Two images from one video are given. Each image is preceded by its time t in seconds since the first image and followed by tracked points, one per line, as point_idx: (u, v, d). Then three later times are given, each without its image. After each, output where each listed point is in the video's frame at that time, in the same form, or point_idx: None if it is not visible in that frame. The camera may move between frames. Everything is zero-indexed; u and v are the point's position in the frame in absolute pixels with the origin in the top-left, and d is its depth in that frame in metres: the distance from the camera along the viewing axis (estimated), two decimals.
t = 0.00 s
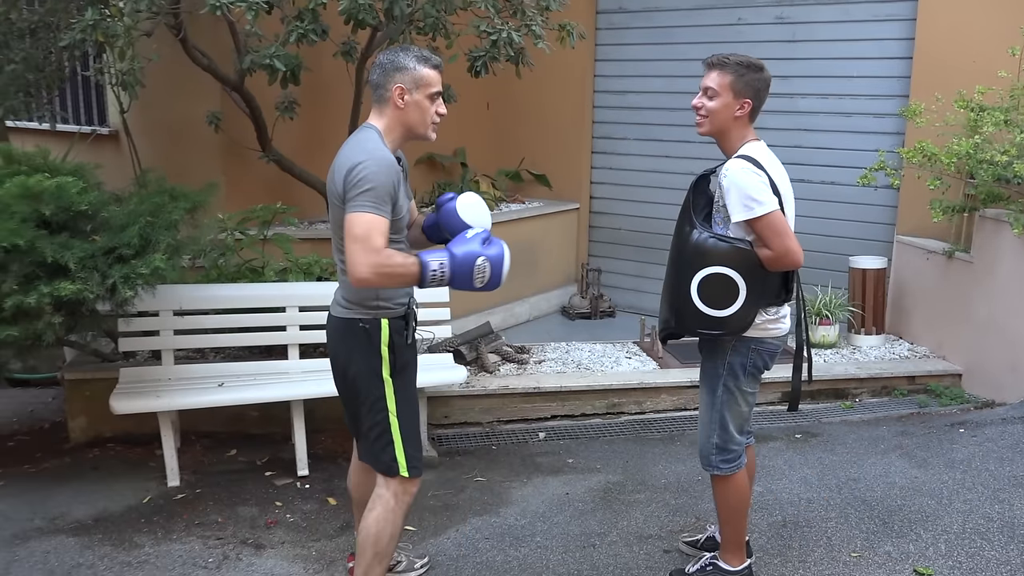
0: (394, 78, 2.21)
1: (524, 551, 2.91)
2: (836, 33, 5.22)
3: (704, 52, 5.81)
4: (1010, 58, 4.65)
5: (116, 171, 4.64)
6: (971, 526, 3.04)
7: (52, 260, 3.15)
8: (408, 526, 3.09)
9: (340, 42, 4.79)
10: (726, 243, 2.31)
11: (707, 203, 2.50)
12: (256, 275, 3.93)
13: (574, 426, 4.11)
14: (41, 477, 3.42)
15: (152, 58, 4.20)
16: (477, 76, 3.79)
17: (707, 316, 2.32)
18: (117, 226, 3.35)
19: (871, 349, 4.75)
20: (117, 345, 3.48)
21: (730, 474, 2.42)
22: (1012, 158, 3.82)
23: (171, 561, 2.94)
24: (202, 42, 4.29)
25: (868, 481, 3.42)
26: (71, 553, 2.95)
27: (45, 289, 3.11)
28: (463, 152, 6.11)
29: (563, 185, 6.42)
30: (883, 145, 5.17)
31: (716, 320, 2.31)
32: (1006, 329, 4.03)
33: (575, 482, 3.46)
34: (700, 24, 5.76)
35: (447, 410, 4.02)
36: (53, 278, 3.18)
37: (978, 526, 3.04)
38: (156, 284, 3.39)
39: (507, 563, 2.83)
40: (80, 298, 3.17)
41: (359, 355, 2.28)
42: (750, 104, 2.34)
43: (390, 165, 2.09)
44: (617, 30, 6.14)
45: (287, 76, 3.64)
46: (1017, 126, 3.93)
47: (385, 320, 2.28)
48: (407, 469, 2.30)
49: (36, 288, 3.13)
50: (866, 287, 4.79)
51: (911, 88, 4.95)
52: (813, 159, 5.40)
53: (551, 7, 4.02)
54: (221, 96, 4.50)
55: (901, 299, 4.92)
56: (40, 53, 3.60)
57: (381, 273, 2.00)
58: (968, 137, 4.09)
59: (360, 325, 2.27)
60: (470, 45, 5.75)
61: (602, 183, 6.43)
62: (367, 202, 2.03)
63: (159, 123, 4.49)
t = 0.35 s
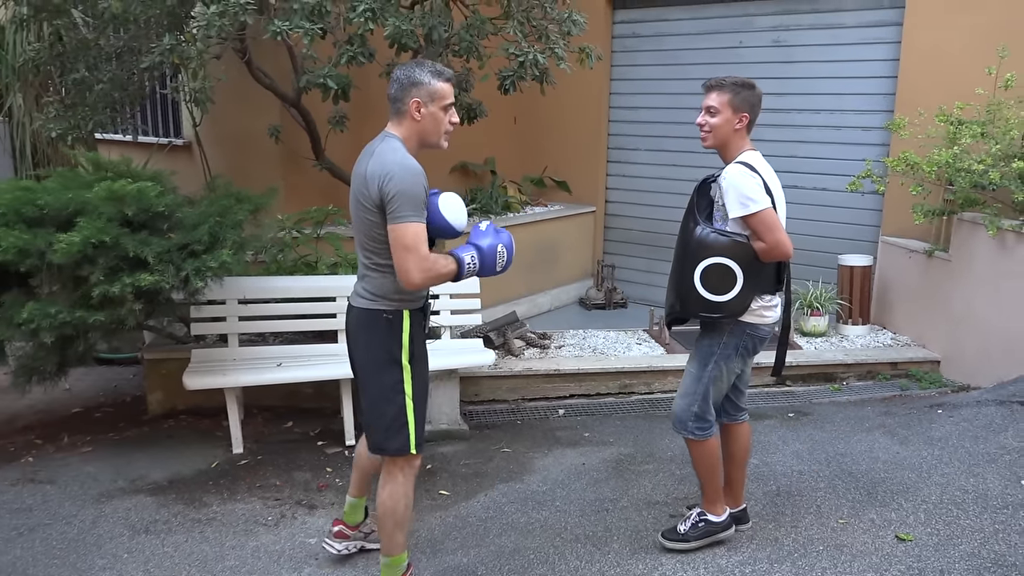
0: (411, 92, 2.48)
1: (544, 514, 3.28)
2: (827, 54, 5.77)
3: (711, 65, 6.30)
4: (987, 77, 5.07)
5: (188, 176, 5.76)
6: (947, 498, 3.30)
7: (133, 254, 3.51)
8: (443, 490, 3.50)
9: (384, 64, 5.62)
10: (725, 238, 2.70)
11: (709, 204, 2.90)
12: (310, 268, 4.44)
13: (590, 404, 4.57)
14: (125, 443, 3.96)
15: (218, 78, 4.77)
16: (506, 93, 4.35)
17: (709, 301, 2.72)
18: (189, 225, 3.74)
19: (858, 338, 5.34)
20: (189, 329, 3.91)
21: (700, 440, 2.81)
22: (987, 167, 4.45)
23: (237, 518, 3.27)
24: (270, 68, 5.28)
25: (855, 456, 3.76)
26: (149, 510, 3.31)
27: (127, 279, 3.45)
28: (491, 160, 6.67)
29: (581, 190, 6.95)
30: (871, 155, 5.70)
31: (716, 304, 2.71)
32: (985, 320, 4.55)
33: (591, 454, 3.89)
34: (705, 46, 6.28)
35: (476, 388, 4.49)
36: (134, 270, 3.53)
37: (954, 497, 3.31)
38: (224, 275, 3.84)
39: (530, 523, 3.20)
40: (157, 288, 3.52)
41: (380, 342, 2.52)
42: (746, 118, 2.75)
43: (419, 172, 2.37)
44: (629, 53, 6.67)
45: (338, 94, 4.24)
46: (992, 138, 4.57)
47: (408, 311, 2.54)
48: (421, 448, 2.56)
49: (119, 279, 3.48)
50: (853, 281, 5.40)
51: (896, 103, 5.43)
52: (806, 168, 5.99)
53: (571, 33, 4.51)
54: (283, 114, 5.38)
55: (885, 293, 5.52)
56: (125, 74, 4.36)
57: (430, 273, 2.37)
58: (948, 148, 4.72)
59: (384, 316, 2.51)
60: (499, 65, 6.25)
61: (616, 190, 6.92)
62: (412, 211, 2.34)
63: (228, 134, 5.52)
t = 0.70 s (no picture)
0: (413, 87, 2.53)
1: (559, 502, 3.29)
2: (842, 40, 5.73)
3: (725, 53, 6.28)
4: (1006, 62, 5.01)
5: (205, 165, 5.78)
6: (964, 487, 3.29)
7: (151, 244, 3.53)
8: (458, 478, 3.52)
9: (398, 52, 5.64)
10: (725, 229, 2.62)
11: (711, 192, 2.80)
12: (325, 257, 4.48)
13: (604, 393, 4.57)
14: (145, 430, 4.00)
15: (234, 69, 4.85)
16: (520, 81, 4.34)
17: (706, 293, 2.65)
18: (206, 214, 3.74)
19: (874, 326, 5.32)
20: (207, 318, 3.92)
21: (707, 438, 2.74)
22: (1006, 154, 4.40)
23: (255, 504, 3.31)
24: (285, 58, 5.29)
25: (871, 445, 3.74)
26: (168, 497, 3.35)
27: (145, 269, 3.47)
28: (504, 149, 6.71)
29: (594, 177, 6.96)
30: (887, 142, 5.65)
31: (713, 296, 2.64)
32: (1001, 309, 4.53)
33: (606, 442, 3.89)
34: (721, 33, 6.26)
35: (491, 377, 4.49)
36: (152, 259, 3.56)
37: (971, 487, 3.28)
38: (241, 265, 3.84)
39: (545, 512, 3.20)
40: (174, 277, 3.53)
41: (391, 328, 2.57)
42: (751, 104, 2.65)
43: (412, 163, 2.40)
44: (644, 40, 6.65)
45: (353, 82, 4.27)
46: (1011, 124, 4.52)
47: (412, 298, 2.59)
48: (468, 408, 2.60)
49: (137, 268, 3.50)
50: (869, 270, 5.36)
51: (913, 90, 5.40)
52: (822, 155, 5.95)
53: (585, 19, 4.50)
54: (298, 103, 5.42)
55: (901, 282, 5.49)
56: (142, 64, 4.40)
57: (393, 258, 2.38)
58: (967, 135, 4.69)
59: (389, 304, 2.57)
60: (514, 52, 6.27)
61: (630, 178, 6.91)
62: (391, 192, 2.37)
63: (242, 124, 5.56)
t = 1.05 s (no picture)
0: (452, 96, 2.53)
1: (559, 500, 3.29)
2: (841, 38, 5.74)
3: (723, 52, 6.30)
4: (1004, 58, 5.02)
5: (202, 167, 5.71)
6: (963, 483, 3.29)
7: (149, 245, 3.53)
8: (458, 477, 3.53)
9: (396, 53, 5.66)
10: (685, 235, 2.61)
11: (676, 196, 2.78)
12: (324, 257, 4.48)
13: (604, 391, 4.58)
14: (144, 431, 4.00)
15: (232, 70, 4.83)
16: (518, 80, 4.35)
17: (665, 298, 2.64)
18: (205, 216, 3.75)
19: (872, 323, 5.32)
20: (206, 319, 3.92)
21: (683, 444, 2.74)
22: (1005, 150, 4.40)
23: (255, 504, 3.31)
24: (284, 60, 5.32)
25: (870, 442, 3.75)
26: (168, 497, 3.36)
27: (144, 270, 3.48)
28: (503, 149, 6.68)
29: (593, 177, 6.98)
30: (886, 139, 5.65)
31: (671, 302, 2.63)
32: (1000, 305, 4.54)
33: (605, 441, 3.90)
34: (719, 31, 6.27)
35: (490, 376, 4.49)
36: (151, 261, 3.56)
37: (970, 483, 3.29)
38: (240, 266, 3.83)
39: (544, 510, 3.21)
40: (173, 278, 3.54)
41: (417, 335, 2.57)
42: (721, 106, 2.62)
43: (446, 169, 2.41)
44: (643, 39, 6.65)
45: (351, 83, 4.27)
46: (1009, 120, 4.52)
47: (441, 305, 2.58)
48: (480, 423, 2.60)
49: (137, 269, 3.50)
50: (868, 268, 5.37)
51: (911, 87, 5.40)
52: (821, 153, 5.95)
53: (583, 18, 4.51)
54: (296, 104, 5.58)
55: (901, 278, 5.49)
56: (140, 67, 4.40)
57: (425, 264, 2.39)
58: (965, 131, 4.69)
59: (419, 308, 2.56)
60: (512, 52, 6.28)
61: (629, 175, 6.91)
62: (426, 198, 2.37)
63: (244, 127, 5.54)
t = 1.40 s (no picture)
0: (510, 85, 2.49)
1: (552, 489, 3.30)
2: (835, 27, 5.73)
3: (718, 41, 6.29)
4: (998, 49, 5.03)
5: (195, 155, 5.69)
6: (953, 471, 3.31)
7: (142, 233, 3.51)
8: (452, 466, 3.53)
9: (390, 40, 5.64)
10: (660, 218, 2.60)
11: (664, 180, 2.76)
12: (317, 246, 4.47)
13: (598, 380, 4.58)
14: (137, 420, 4.00)
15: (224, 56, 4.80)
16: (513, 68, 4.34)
17: (638, 279, 2.66)
18: (197, 203, 3.73)
19: (865, 313, 5.34)
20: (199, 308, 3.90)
21: (655, 424, 2.72)
22: (997, 140, 4.41)
23: (248, 493, 3.31)
24: (277, 47, 5.28)
25: (861, 430, 3.76)
26: (161, 486, 3.36)
27: (136, 258, 3.46)
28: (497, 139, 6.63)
29: (588, 166, 6.97)
30: (879, 129, 5.66)
31: (643, 283, 2.65)
32: (992, 295, 4.56)
33: (598, 429, 3.91)
34: (714, 21, 6.26)
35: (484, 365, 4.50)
36: (143, 249, 3.54)
37: (960, 471, 3.31)
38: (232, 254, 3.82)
39: (538, 499, 3.21)
40: (166, 266, 3.52)
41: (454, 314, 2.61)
42: (711, 95, 2.61)
43: (490, 158, 2.39)
44: (638, 27, 6.63)
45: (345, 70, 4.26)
46: (1002, 111, 4.53)
47: (477, 287, 2.61)
48: (506, 409, 2.64)
49: (129, 257, 3.48)
50: (861, 258, 5.38)
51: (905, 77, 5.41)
52: (815, 143, 5.96)
53: (578, 6, 4.50)
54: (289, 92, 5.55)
55: (894, 269, 5.50)
56: (132, 53, 4.37)
57: (465, 252, 2.39)
58: (958, 121, 4.70)
59: (456, 288, 2.60)
60: (506, 40, 6.26)
61: (623, 165, 6.90)
62: (468, 188, 2.37)
63: (236, 114, 5.53)
